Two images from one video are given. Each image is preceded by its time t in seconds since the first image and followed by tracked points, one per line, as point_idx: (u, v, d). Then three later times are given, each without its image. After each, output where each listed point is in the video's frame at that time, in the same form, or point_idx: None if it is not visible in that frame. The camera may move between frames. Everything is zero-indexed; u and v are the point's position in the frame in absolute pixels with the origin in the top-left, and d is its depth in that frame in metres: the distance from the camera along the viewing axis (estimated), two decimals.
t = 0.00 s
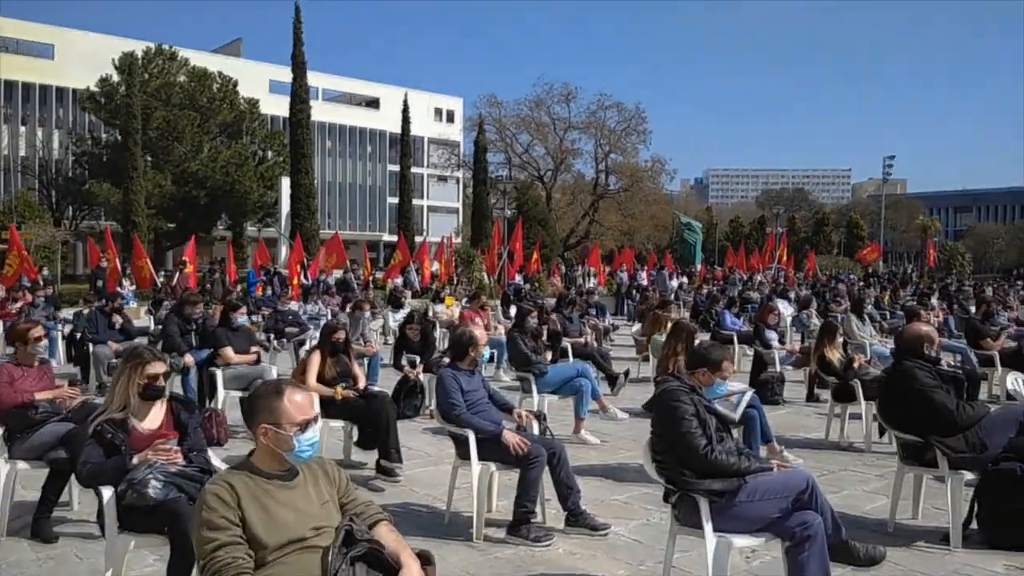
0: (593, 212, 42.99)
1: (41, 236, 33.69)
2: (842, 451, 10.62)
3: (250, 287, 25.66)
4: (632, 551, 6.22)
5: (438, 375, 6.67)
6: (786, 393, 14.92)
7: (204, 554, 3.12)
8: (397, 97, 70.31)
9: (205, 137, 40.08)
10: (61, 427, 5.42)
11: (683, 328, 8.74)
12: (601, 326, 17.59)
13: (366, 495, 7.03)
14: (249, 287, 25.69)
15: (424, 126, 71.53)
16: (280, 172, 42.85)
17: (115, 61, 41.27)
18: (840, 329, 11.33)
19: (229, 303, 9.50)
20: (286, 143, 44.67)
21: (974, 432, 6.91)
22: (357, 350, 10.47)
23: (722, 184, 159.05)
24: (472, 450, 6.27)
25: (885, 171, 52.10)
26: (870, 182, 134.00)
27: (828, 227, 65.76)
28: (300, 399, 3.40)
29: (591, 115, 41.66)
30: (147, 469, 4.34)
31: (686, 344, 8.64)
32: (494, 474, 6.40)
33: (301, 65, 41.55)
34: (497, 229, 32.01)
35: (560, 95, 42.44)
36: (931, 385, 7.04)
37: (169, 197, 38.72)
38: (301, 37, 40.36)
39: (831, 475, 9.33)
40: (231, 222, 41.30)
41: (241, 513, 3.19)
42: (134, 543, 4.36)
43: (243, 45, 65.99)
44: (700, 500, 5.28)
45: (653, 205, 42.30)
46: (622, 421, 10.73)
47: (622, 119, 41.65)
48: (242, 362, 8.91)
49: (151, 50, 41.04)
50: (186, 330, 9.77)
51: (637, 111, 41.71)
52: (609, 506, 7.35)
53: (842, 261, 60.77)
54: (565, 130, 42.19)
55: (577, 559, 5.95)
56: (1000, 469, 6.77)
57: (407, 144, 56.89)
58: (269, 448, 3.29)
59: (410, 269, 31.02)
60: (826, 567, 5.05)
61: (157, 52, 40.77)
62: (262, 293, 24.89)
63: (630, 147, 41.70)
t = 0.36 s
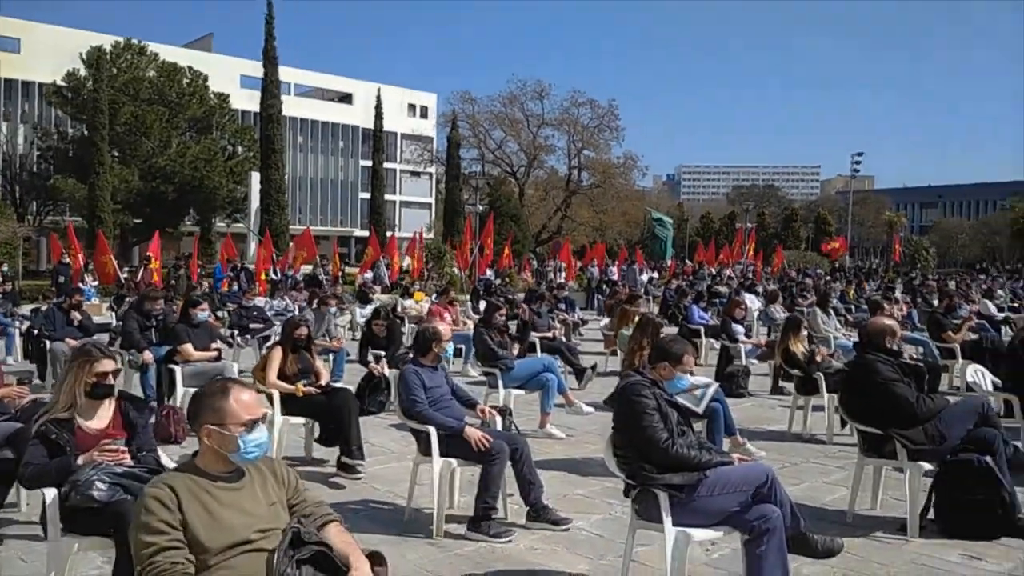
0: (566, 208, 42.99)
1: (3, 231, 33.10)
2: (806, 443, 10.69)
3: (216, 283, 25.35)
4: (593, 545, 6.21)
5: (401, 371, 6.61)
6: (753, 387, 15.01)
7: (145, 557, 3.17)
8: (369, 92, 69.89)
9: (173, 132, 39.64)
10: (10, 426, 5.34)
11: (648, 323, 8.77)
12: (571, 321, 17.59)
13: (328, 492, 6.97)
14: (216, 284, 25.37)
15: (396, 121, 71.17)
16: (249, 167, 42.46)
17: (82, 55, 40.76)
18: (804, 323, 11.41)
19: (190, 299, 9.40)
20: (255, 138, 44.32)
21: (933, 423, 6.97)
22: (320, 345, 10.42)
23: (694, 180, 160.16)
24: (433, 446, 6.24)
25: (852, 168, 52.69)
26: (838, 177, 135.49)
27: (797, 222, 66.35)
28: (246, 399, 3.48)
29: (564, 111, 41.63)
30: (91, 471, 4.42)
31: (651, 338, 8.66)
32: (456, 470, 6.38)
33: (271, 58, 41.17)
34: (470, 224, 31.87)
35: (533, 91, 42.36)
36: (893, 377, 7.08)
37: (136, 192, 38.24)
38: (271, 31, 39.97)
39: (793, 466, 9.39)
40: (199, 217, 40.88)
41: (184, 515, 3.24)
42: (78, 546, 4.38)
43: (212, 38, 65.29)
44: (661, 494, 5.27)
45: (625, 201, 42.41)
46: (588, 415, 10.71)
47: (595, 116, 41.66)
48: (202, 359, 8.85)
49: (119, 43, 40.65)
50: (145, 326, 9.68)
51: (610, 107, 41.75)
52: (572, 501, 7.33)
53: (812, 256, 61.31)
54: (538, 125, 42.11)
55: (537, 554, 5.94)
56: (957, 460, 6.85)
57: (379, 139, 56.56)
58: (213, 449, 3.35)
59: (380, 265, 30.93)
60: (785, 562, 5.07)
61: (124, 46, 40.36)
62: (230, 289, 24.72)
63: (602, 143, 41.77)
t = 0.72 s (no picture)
0: (510, 201, 42.90)
1: None
2: (748, 435, 10.82)
3: (150, 275, 24.76)
4: (540, 539, 6.17)
5: (343, 366, 6.47)
6: (695, 379, 15.17)
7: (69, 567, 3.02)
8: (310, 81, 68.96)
9: (104, 119, 38.54)
10: None
11: (593, 316, 8.75)
12: (516, 314, 17.58)
13: (269, 490, 6.80)
14: (150, 276, 24.82)
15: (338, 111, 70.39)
16: (185, 155, 41.50)
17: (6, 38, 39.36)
18: (744, 315, 11.54)
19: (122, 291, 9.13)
20: (191, 125, 43.40)
21: (871, 415, 7.09)
22: (260, 339, 10.21)
23: (635, 175, 161.66)
24: (377, 442, 6.14)
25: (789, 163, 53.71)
26: (775, 173, 138.29)
27: (735, 217, 67.49)
28: (178, 398, 3.35)
29: (507, 104, 41.59)
30: (16, 472, 4.24)
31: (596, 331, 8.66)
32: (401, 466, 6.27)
33: (207, 45, 40.29)
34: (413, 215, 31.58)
35: (477, 83, 42.19)
36: (830, 370, 7.18)
37: (65, 180, 37.14)
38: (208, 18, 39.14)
39: (736, 458, 9.48)
40: (132, 207, 39.97)
41: (112, 520, 3.10)
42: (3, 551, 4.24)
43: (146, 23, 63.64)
44: (607, 489, 5.24)
45: (569, 195, 42.44)
46: (534, 409, 10.67)
47: (538, 109, 41.68)
48: (136, 354, 8.60)
49: (45, 26, 39.38)
50: (75, 320, 9.38)
51: (553, 101, 41.81)
52: (518, 495, 7.29)
53: (750, 250, 62.41)
54: (482, 118, 41.96)
55: (484, 550, 5.88)
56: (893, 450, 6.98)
57: (321, 129, 55.82)
58: (143, 450, 3.22)
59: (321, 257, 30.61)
60: (730, 554, 5.09)
61: (51, 29, 39.10)
62: (164, 281, 24.22)
63: (546, 136, 41.82)
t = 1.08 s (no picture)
0: (496, 197, 42.70)
1: None
2: (742, 431, 10.75)
3: (134, 276, 24.56)
4: (538, 541, 6.06)
5: (335, 366, 6.33)
6: (686, 375, 15.11)
7: None
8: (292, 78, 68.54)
9: (84, 117, 38.11)
10: None
11: (585, 313, 8.64)
12: (505, 311, 17.46)
13: (261, 494, 6.66)
14: (134, 276, 24.62)
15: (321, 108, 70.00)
16: (165, 154, 41.26)
17: None
18: (737, 311, 11.46)
19: (106, 293, 8.95)
20: (171, 123, 43.30)
21: (869, 411, 7.00)
22: (247, 340, 10.05)
23: (619, 170, 161.89)
24: (371, 444, 6.00)
25: (772, 157, 53.81)
26: (757, 169, 138.73)
27: (720, 212, 67.63)
28: (173, 403, 3.22)
29: (492, 100, 41.43)
30: (3, 481, 4.11)
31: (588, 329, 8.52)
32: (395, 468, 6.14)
33: (187, 41, 39.90)
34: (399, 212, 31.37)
35: (461, 79, 41.97)
36: (827, 366, 7.08)
37: (43, 179, 36.07)
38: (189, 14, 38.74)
39: (731, 455, 9.39)
40: (113, 205, 39.72)
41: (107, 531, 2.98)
42: None
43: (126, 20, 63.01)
44: (608, 491, 5.14)
45: (554, 191, 42.29)
46: (526, 407, 10.56)
47: (523, 105, 41.54)
48: (121, 356, 8.43)
49: (21, 23, 38.80)
50: (59, 322, 9.21)
51: (538, 97, 41.68)
52: (514, 496, 7.17)
53: (734, 245, 62.55)
54: (466, 114, 41.73)
55: (482, 553, 5.76)
56: (891, 446, 6.90)
57: (305, 126, 55.44)
58: (137, 458, 3.09)
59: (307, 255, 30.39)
60: (734, 554, 5.00)
61: (28, 25, 38.50)
62: (149, 281, 24.01)
63: (531, 132, 41.69)
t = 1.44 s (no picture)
0: (483, 202, 42.62)
1: None
2: (740, 432, 10.67)
3: (120, 287, 24.31)
4: (542, 547, 5.97)
5: (333, 375, 6.21)
6: (680, 376, 15.03)
7: None
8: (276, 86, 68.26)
9: (65, 127, 37.53)
10: None
11: (581, 316, 8.53)
12: (496, 315, 17.35)
13: (259, 505, 6.54)
14: (120, 288, 24.35)
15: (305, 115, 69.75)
16: (149, 164, 41.14)
17: None
18: (732, 312, 11.38)
19: (94, 305, 8.79)
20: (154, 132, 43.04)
21: (870, 410, 6.80)
22: (239, 349, 9.91)
23: (604, 174, 162.21)
24: (371, 454, 5.89)
25: (757, 158, 53.99)
26: (742, 170, 139.26)
27: (706, 214, 67.75)
28: (174, 417, 3.16)
29: (477, 105, 41.32)
30: None
31: (586, 333, 8.41)
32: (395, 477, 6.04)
33: (170, 50, 39.61)
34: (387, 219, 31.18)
35: (445, 84, 41.85)
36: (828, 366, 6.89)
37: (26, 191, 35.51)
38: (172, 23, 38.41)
39: (731, 456, 9.30)
40: (96, 216, 39.58)
41: (110, 552, 2.94)
42: None
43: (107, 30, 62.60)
44: (615, 496, 5.06)
45: (541, 195, 42.26)
46: (522, 413, 10.46)
47: (508, 110, 41.48)
48: (111, 368, 8.28)
49: None
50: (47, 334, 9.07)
51: (523, 101, 41.63)
52: (515, 502, 7.07)
53: (721, 246, 62.66)
54: (452, 119, 41.63)
55: (486, 561, 5.67)
56: (894, 444, 6.77)
57: (289, 134, 55.16)
58: (138, 473, 3.04)
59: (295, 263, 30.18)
60: (742, 558, 4.93)
61: (8, 35, 37.01)
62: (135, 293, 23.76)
63: (517, 137, 41.63)
